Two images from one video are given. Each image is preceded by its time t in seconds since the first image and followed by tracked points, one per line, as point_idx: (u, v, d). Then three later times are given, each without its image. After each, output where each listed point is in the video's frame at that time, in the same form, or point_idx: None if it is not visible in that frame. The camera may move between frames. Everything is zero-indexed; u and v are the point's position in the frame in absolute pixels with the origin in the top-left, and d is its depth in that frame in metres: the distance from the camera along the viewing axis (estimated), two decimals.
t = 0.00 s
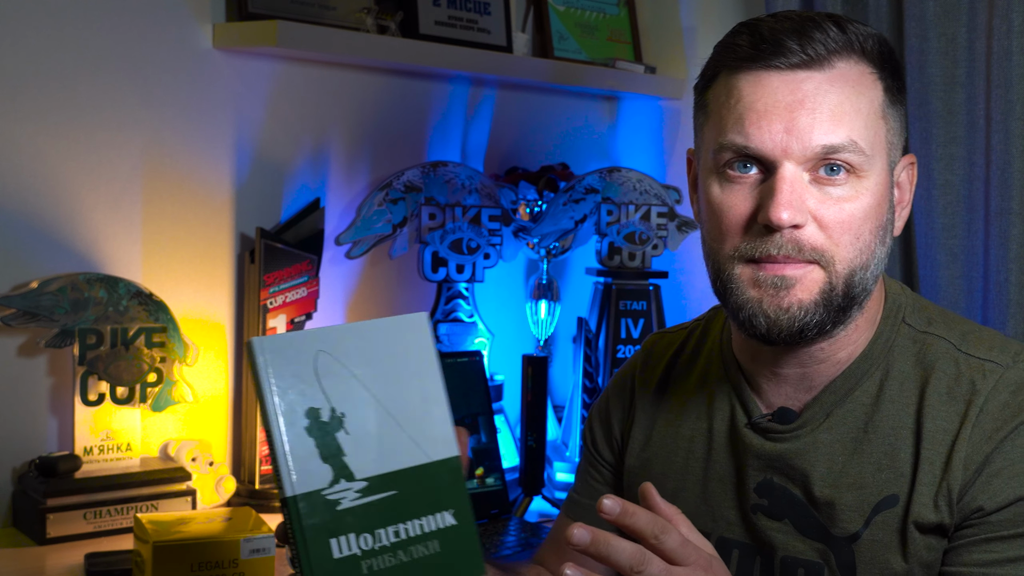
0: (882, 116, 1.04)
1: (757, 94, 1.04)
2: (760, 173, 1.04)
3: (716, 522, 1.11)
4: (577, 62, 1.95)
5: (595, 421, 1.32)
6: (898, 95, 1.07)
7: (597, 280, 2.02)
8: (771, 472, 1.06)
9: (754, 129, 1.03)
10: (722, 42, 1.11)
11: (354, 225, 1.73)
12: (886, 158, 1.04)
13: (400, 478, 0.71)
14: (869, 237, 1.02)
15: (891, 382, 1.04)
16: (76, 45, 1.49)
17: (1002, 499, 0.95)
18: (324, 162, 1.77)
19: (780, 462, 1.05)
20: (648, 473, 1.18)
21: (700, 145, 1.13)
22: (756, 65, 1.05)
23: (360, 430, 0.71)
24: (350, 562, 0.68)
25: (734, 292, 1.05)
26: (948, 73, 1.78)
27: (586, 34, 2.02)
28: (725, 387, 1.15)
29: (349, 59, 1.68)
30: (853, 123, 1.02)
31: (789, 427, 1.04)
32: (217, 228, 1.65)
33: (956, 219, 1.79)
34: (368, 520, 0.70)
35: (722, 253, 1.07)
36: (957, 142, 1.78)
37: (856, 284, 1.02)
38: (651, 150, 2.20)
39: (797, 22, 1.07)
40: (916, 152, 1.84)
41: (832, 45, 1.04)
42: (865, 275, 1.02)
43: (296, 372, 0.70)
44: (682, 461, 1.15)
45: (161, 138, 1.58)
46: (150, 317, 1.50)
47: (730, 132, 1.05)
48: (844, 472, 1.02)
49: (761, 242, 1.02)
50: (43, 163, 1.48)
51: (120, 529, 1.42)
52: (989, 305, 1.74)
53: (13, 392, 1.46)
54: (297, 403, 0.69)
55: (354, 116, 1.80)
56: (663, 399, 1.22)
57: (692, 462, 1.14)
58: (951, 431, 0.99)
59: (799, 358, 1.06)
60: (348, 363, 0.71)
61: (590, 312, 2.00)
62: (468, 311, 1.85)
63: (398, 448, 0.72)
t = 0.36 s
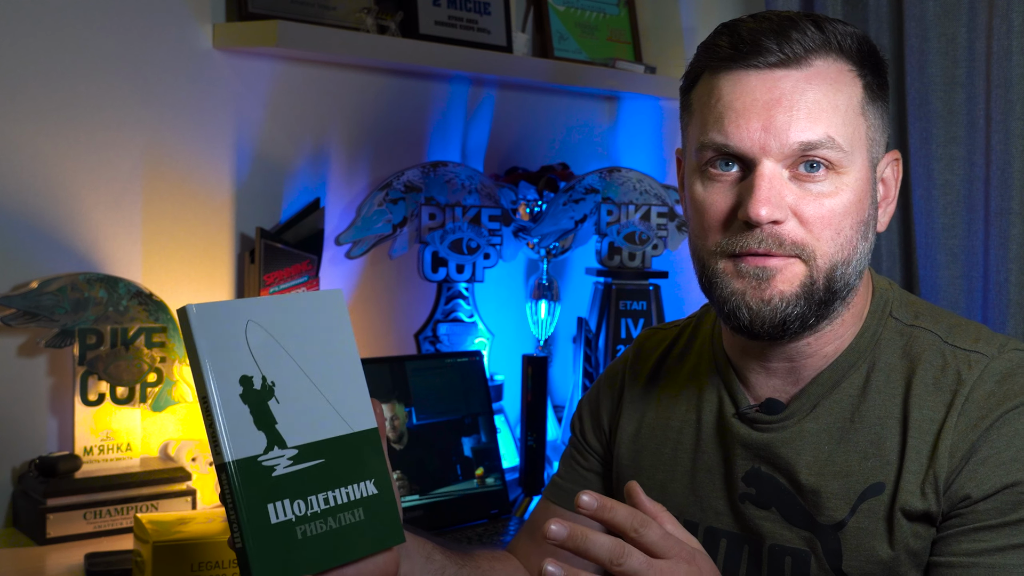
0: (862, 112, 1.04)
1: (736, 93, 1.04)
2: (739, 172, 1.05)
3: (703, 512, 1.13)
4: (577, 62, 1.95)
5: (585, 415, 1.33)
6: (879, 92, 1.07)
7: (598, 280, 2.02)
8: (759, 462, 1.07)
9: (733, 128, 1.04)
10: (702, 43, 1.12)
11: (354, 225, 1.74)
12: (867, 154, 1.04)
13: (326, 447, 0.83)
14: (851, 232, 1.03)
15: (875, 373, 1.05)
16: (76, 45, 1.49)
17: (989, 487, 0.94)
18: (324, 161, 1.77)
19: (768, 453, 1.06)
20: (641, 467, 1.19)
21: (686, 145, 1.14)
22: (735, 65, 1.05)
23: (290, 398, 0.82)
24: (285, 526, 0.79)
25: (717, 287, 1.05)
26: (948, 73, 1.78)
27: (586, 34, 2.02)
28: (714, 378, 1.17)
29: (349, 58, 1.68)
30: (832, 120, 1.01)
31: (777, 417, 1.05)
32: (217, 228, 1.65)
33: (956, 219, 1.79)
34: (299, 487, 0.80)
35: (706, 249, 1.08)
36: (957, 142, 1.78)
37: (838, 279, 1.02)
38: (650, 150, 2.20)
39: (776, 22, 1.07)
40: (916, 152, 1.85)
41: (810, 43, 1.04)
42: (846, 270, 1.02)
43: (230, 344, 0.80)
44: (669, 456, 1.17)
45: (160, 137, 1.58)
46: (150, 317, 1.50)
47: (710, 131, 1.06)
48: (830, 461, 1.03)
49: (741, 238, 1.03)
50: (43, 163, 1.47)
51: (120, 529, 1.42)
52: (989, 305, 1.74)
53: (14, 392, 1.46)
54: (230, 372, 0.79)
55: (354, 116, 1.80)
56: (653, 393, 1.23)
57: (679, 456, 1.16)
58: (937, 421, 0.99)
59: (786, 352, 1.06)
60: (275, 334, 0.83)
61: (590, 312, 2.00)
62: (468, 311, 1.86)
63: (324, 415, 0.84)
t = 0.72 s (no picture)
0: (857, 111, 1.04)
1: (730, 93, 1.05)
2: (735, 171, 1.06)
3: (705, 512, 1.13)
4: (577, 62, 1.96)
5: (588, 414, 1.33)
6: (876, 90, 1.08)
7: (597, 280, 2.02)
8: (761, 462, 1.07)
9: (727, 127, 1.04)
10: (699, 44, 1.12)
11: (354, 225, 1.74)
12: (863, 152, 1.04)
13: (340, 445, 0.86)
14: (845, 230, 1.03)
15: (877, 373, 1.05)
16: (77, 45, 1.49)
17: (987, 489, 0.94)
18: (324, 162, 1.77)
19: (769, 453, 1.06)
20: (643, 466, 1.20)
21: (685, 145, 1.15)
22: (730, 65, 1.06)
23: (305, 393, 0.85)
24: (301, 523, 0.82)
25: (713, 285, 1.06)
26: (948, 72, 1.78)
27: (586, 35, 2.02)
28: (716, 378, 1.17)
29: (349, 58, 1.68)
30: (825, 119, 1.01)
31: (778, 417, 1.05)
32: (217, 228, 1.65)
33: (956, 219, 1.79)
34: (313, 484, 0.83)
35: (702, 246, 1.09)
36: (957, 142, 1.78)
37: (832, 278, 1.02)
38: (650, 150, 2.20)
39: (771, 22, 1.07)
40: (916, 152, 1.85)
41: (804, 43, 1.04)
42: (841, 268, 1.03)
43: (248, 339, 0.82)
44: (672, 454, 1.17)
45: (160, 137, 1.58)
46: (150, 317, 1.50)
47: (706, 131, 1.07)
48: (831, 461, 1.03)
49: (735, 235, 1.03)
50: (43, 163, 1.47)
51: (120, 529, 1.42)
52: (989, 305, 1.74)
53: (14, 393, 1.46)
54: (248, 366, 0.81)
55: (354, 116, 1.80)
56: (655, 392, 1.24)
57: (682, 454, 1.16)
58: (937, 422, 0.99)
59: (783, 351, 1.07)
60: (290, 329, 0.85)
61: (590, 312, 2.00)
62: (468, 311, 1.86)
63: (339, 412, 0.87)
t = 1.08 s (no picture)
0: (832, 103, 1.05)
1: (705, 93, 1.09)
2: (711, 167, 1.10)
3: (712, 505, 1.13)
4: (577, 62, 1.96)
5: (596, 403, 1.33)
6: (864, 84, 1.08)
7: (597, 280, 2.02)
8: (762, 458, 1.07)
9: (699, 125, 1.09)
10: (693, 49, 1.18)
11: (354, 225, 1.72)
12: (837, 144, 1.04)
13: (352, 409, 0.84)
14: (814, 221, 1.04)
15: (884, 372, 1.04)
16: (77, 45, 1.49)
17: (976, 484, 0.94)
18: (324, 162, 1.77)
19: (772, 449, 1.06)
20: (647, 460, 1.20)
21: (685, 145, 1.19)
22: (707, 66, 1.10)
23: (321, 353, 0.83)
24: (313, 483, 0.79)
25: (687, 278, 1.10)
26: (948, 72, 1.78)
27: (586, 35, 2.02)
28: (723, 374, 1.17)
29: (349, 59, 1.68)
30: (790, 112, 1.03)
31: (783, 414, 1.06)
32: (217, 228, 1.65)
33: (956, 219, 1.79)
34: (326, 445, 0.81)
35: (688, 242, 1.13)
36: (957, 143, 1.78)
37: (801, 269, 1.04)
38: (651, 150, 2.20)
39: (750, 22, 1.11)
40: (915, 152, 1.85)
41: (778, 41, 1.07)
42: (810, 259, 1.04)
43: (266, 292, 0.81)
44: (680, 444, 1.18)
45: (160, 137, 1.58)
46: (150, 317, 1.50)
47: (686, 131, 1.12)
48: (833, 458, 1.03)
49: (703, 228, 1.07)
50: (43, 163, 1.47)
51: (120, 529, 1.42)
52: (989, 305, 1.74)
53: (14, 393, 1.46)
54: (265, 320, 0.80)
55: (354, 116, 1.80)
56: (665, 384, 1.24)
57: (691, 447, 1.17)
58: (938, 421, 0.99)
59: (763, 343, 1.10)
60: (306, 287, 0.84)
61: (590, 312, 2.00)
62: (468, 311, 1.86)
63: (352, 376, 0.85)
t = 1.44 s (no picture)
0: (835, 109, 1.04)
1: (713, 92, 1.10)
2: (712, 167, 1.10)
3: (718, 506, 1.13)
4: (577, 62, 1.96)
5: (601, 401, 1.33)
6: (872, 90, 1.07)
7: (597, 280, 2.02)
8: (770, 459, 1.07)
9: (703, 124, 1.09)
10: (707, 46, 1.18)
11: (354, 225, 1.72)
12: (838, 151, 1.04)
13: (350, 411, 0.85)
14: (810, 228, 1.04)
15: (891, 374, 1.05)
16: (77, 46, 1.49)
17: (988, 489, 0.94)
18: (324, 162, 1.77)
19: (779, 451, 1.06)
20: (652, 459, 1.20)
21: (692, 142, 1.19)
22: (717, 66, 1.11)
23: (315, 355, 0.83)
24: (316, 487, 0.79)
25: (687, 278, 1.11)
26: (948, 72, 1.78)
27: (586, 35, 2.02)
28: (730, 376, 1.17)
29: (349, 58, 1.68)
30: (791, 117, 1.03)
31: (790, 415, 1.05)
32: (216, 228, 1.65)
33: (956, 219, 1.79)
34: (327, 448, 0.82)
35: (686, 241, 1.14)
36: (957, 142, 1.77)
37: (794, 274, 1.04)
38: (652, 150, 2.20)
39: (763, 22, 1.11)
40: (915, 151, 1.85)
41: (785, 44, 1.07)
42: (805, 266, 1.04)
43: (259, 297, 0.81)
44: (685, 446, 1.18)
45: (160, 137, 1.58)
46: (150, 317, 1.50)
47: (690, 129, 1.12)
48: (841, 460, 1.03)
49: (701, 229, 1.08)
50: (44, 163, 1.47)
51: (120, 529, 1.42)
52: (989, 305, 1.74)
53: (14, 393, 1.46)
54: (260, 325, 0.80)
55: (354, 116, 1.80)
56: (669, 384, 1.24)
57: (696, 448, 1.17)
58: (948, 425, 0.99)
59: (763, 343, 1.10)
60: (299, 289, 0.84)
61: (590, 312, 2.00)
62: (468, 311, 1.86)
63: (348, 377, 0.86)
